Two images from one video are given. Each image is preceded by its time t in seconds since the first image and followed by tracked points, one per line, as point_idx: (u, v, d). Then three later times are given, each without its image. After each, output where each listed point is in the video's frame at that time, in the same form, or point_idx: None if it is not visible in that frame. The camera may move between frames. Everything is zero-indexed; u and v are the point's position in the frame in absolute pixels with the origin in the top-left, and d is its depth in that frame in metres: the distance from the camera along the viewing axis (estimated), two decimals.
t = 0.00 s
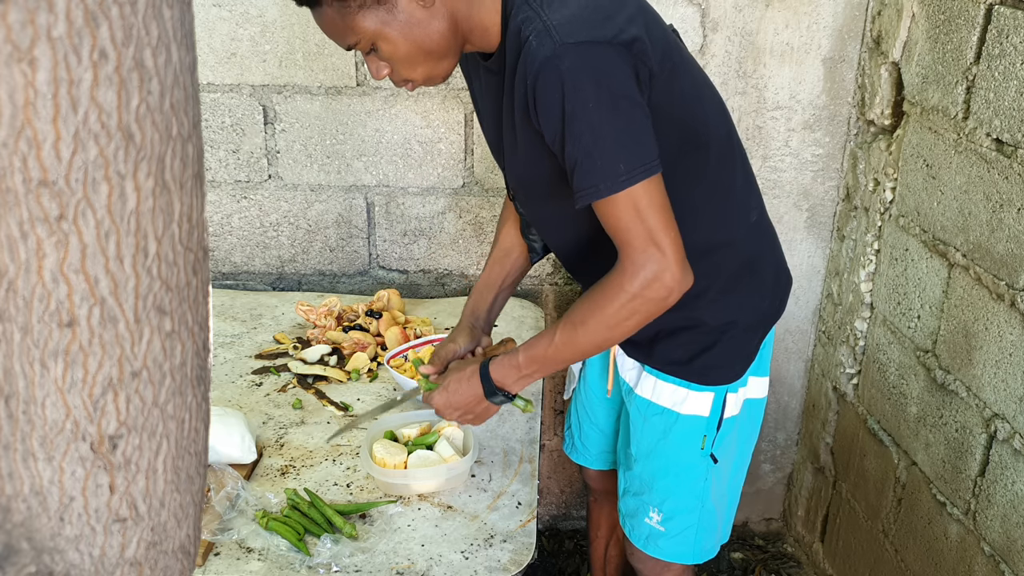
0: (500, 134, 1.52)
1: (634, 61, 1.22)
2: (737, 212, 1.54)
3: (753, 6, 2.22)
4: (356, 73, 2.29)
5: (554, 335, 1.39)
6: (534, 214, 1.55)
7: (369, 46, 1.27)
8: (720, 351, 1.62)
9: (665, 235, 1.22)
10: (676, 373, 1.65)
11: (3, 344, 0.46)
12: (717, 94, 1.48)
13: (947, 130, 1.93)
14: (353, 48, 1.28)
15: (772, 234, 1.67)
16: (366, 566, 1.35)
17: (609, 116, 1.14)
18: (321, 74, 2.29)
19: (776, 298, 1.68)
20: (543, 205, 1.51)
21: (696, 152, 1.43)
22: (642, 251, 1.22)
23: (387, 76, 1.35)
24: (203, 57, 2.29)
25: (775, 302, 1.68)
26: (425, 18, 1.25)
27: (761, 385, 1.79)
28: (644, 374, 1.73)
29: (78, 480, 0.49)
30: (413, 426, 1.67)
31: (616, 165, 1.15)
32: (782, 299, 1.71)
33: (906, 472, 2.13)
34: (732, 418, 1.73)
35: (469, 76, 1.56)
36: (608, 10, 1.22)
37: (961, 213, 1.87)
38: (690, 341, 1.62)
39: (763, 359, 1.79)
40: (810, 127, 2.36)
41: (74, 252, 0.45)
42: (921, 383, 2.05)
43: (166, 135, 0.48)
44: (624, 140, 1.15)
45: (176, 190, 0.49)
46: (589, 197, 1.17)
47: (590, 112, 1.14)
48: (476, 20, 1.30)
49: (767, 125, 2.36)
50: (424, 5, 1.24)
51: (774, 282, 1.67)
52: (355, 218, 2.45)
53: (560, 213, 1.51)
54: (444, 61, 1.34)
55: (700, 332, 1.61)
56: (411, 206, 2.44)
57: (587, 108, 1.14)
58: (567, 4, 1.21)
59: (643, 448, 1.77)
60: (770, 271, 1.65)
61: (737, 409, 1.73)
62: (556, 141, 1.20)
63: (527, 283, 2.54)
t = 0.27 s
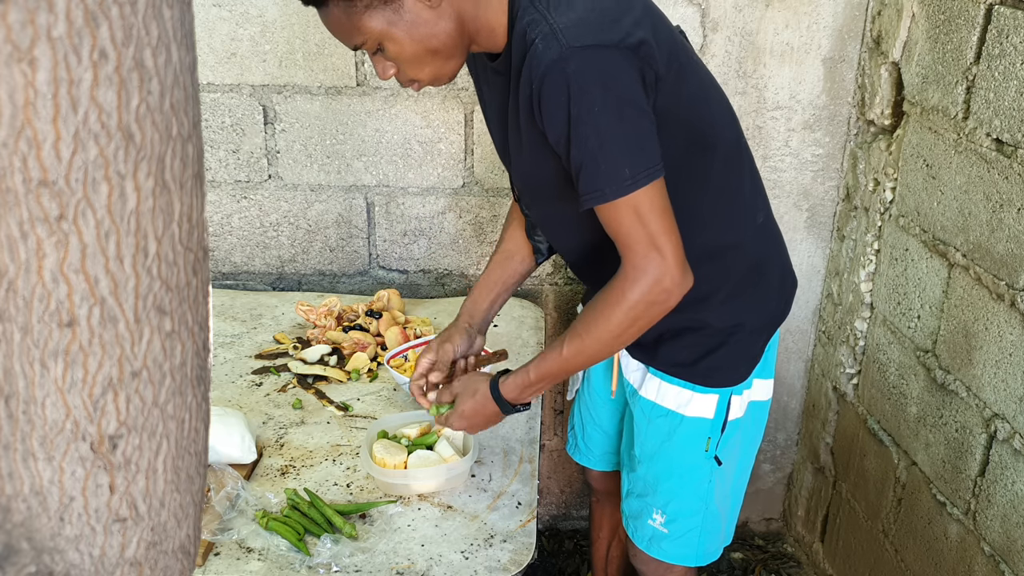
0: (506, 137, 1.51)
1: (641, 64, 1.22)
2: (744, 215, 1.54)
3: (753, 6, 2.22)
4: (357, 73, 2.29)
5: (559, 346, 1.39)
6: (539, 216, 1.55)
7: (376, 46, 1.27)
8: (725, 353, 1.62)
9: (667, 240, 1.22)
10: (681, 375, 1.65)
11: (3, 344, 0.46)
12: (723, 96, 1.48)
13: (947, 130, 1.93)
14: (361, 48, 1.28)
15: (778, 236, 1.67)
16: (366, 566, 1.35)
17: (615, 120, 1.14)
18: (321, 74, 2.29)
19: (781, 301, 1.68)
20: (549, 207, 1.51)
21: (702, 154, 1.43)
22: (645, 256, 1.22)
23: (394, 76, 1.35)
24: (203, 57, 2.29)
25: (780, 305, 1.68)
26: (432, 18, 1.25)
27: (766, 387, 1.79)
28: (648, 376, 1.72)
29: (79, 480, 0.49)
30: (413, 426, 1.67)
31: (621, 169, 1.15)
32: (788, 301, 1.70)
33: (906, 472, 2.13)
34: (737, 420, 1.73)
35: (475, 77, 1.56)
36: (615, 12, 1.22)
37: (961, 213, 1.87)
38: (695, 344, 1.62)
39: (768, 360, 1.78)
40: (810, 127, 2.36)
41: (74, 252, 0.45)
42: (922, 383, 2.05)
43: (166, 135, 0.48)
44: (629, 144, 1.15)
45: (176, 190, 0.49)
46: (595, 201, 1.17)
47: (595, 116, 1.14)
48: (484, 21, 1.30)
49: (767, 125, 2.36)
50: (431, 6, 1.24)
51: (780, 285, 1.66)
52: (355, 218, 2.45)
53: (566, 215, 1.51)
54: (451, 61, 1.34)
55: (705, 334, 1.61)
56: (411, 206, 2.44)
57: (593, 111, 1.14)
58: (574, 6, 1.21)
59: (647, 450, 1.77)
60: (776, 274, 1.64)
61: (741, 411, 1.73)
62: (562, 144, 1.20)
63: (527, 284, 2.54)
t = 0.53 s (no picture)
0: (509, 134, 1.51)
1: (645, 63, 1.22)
2: (745, 215, 1.54)
3: (753, 6, 2.22)
4: (357, 73, 2.29)
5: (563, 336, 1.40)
6: (542, 214, 1.55)
7: (380, 43, 1.27)
8: (726, 353, 1.62)
9: (671, 234, 1.22)
10: (682, 375, 1.65)
11: (3, 344, 0.46)
12: (726, 96, 1.48)
13: (947, 130, 1.93)
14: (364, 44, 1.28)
15: (780, 236, 1.67)
16: (366, 565, 1.35)
17: (619, 118, 1.15)
18: (321, 74, 2.29)
19: (782, 301, 1.68)
20: (551, 205, 1.51)
21: (704, 154, 1.43)
22: (649, 250, 1.23)
23: (396, 73, 1.35)
24: (203, 57, 2.29)
25: (781, 305, 1.68)
26: (437, 15, 1.26)
27: (767, 386, 1.79)
28: (649, 375, 1.72)
29: (79, 480, 0.49)
30: (413, 426, 1.67)
31: (624, 168, 1.15)
32: (789, 301, 1.71)
33: (906, 472, 2.13)
34: (737, 419, 1.73)
35: (479, 74, 1.55)
36: (620, 11, 1.22)
37: (961, 213, 1.87)
38: (696, 343, 1.62)
39: (768, 360, 1.78)
40: (810, 127, 2.36)
41: (74, 252, 0.45)
42: (922, 383, 2.05)
43: (166, 135, 0.48)
44: (633, 143, 1.15)
45: (176, 190, 0.49)
46: (598, 199, 1.18)
47: (599, 115, 1.14)
48: (488, 19, 1.31)
49: (766, 125, 2.36)
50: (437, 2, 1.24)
51: (781, 284, 1.67)
52: (355, 218, 2.45)
53: (568, 213, 1.52)
54: (454, 59, 1.34)
55: (705, 334, 1.61)
56: (411, 206, 2.44)
57: (598, 110, 1.14)
58: (579, 4, 1.20)
59: (647, 449, 1.77)
60: (777, 274, 1.65)
61: (742, 411, 1.73)
62: (565, 142, 1.20)
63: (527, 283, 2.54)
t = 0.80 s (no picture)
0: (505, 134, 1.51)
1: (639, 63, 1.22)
2: (742, 214, 1.54)
3: (753, 6, 2.22)
4: (357, 73, 2.29)
5: (548, 335, 1.40)
6: (538, 214, 1.55)
7: (375, 43, 1.27)
8: (723, 352, 1.62)
9: (662, 241, 1.22)
10: (680, 374, 1.65)
11: (3, 344, 0.46)
12: (723, 96, 1.48)
13: (947, 130, 1.93)
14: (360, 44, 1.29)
15: (777, 236, 1.67)
16: (366, 566, 1.35)
17: (612, 118, 1.14)
18: (321, 74, 2.29)
19: (780, 300, 1.68)
20: (546, 205, 1.51)
21: (701, 153, 1.43)
22: (638, 256, 1.22)
23: (392, 73, 1.36)
24: (203, 57, 2.29)
25: (778, 305, 1.68)
26: (432, 15, 1.26)
27: (765, 386, 1.79)
28: (647, 374, 1.72)
29: (79, 481, 0.49)
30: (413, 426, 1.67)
31: (618, 168, 1.15)
32: (786, 301, 1.70)
33: (905, 472, 2.13)
34: (735, 419, 1.73)
35: (474, 75, 1.55)
36: (614, 11, 1.22)
37: (961, 213, 1.87)
38: (694, 342, 1.62)
39: (766, 360, 1.79)
40: (810, 127, 2.36)
41: (74, 253, 0.45)
42: (921, 383, 2.05)
43: (166, 135, 0.48)
44: (626, 142, 1.15)
45: (176, 190, 0.49)
46: (590, 199, 1.17)
47: (593, 114, 1.14)
48: (484, 19, 1.30)
49: (767, 125, 2.36)
50: (432, 4, 1.24)
51: (778, 284, 1.66)
52: (355, 218, 2.45)
53: (564, 213, 1.51)
54: (449, 60, 1.34)
55: (703, 333, 1.61)
56: (411, 206, 2.44)
57: (591, 109, 1.14)
58: (573, 5, 1.21)
59: (645, 449, 1.77)
60: (774, 274, 1.64)
61: (739, 410, 1.73)
62: (558, 142, 1.20)
63: (527, 283, 2.54)
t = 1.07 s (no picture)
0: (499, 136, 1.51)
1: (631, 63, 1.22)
2: (738, 214, 1.54)
3: (753, 6, 2.22)
4: (356, 73, 2.29)
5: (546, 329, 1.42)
6: (533, 214, 1.55)
7: (368, 46, 1.28)
8: (721, 351, 1.62)
9: (659, 242, 1.22)
10: (676, 374, 1.65)
11: (3, 344, 0.46)
12: (717, 96, 1.48)
13: (947, 130, 1.93)
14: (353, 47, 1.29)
15: (773, 235, 1.67)
16: (366, 566, 1.35)
17: (605, 118, 1.14)
18: (321, 74, 2.29)
19: (777, 299, 1.68)
20: (541, 206, 1.51)
21: (697, 153, 1.43)
22: (635, 255, 1.22)
23: (386, 76, 1.36)
24: (203, 57, 2.29)
25: (775, 303, 1.68)
26: (425, 18, 1.26)
27: (762, 385, 1.79)
28: (644, 374, 1.72)
29: (79, 480, 0.49)
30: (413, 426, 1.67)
31: (611, 168, 1.15)
32: (783, 300, 1.70)
33: (906, 472, 2.13)
34: (732, 418, 1.73)
35: (468, 77, 1.55)
36: (605, 12, 1.23)
37: (961, 213, 1.87)
38: (691, 342, 1.62)
39: (763, 360, 1.79)
40: (810, 127, 2.36)
41: (74, 252, 0.45)
42: (921, 383, 2.05)
43: (166, 135, 0.48)
44: (619, 143, 1.15)
45: (176, 190, 0.49)
46: (584, 199, 1.17)
47: (585, 115, 1.14)
48: (476, 22, 1.30)
49: (767, 125, 2.36)
50: (423, 6, 1.24)
51: (774, 283, 1.67)
52: (355, 218, 2.45)
53: (558, 214, 1.51)
54: (443, 61, 1.33)
55: (700, 333, 1.61)
56: (411, 206, 2.44)
57: (583, 110, 1.14)
58: (564, 6, 1.21)
59: (643, 448, 1.77)
60: (770, 272, 1.65)
61: (736, 410, 1.73)
62: (550, 143, 1.20)
63: (527, 284, 2.54)
